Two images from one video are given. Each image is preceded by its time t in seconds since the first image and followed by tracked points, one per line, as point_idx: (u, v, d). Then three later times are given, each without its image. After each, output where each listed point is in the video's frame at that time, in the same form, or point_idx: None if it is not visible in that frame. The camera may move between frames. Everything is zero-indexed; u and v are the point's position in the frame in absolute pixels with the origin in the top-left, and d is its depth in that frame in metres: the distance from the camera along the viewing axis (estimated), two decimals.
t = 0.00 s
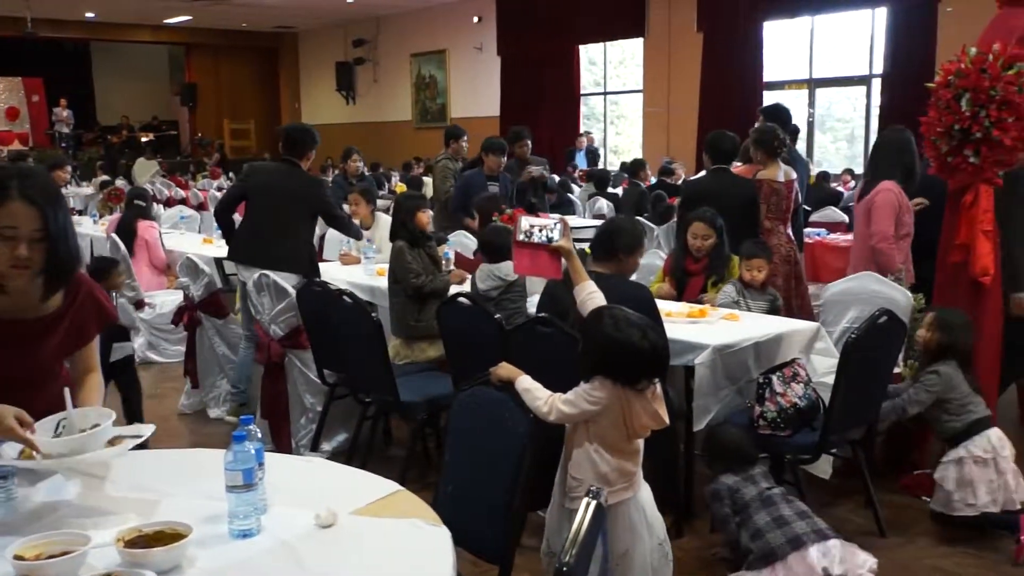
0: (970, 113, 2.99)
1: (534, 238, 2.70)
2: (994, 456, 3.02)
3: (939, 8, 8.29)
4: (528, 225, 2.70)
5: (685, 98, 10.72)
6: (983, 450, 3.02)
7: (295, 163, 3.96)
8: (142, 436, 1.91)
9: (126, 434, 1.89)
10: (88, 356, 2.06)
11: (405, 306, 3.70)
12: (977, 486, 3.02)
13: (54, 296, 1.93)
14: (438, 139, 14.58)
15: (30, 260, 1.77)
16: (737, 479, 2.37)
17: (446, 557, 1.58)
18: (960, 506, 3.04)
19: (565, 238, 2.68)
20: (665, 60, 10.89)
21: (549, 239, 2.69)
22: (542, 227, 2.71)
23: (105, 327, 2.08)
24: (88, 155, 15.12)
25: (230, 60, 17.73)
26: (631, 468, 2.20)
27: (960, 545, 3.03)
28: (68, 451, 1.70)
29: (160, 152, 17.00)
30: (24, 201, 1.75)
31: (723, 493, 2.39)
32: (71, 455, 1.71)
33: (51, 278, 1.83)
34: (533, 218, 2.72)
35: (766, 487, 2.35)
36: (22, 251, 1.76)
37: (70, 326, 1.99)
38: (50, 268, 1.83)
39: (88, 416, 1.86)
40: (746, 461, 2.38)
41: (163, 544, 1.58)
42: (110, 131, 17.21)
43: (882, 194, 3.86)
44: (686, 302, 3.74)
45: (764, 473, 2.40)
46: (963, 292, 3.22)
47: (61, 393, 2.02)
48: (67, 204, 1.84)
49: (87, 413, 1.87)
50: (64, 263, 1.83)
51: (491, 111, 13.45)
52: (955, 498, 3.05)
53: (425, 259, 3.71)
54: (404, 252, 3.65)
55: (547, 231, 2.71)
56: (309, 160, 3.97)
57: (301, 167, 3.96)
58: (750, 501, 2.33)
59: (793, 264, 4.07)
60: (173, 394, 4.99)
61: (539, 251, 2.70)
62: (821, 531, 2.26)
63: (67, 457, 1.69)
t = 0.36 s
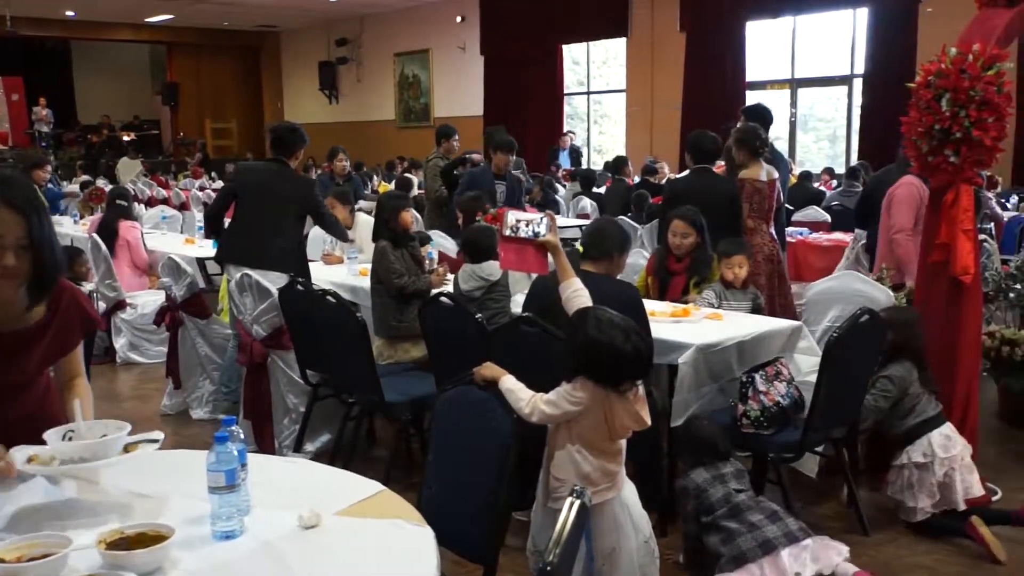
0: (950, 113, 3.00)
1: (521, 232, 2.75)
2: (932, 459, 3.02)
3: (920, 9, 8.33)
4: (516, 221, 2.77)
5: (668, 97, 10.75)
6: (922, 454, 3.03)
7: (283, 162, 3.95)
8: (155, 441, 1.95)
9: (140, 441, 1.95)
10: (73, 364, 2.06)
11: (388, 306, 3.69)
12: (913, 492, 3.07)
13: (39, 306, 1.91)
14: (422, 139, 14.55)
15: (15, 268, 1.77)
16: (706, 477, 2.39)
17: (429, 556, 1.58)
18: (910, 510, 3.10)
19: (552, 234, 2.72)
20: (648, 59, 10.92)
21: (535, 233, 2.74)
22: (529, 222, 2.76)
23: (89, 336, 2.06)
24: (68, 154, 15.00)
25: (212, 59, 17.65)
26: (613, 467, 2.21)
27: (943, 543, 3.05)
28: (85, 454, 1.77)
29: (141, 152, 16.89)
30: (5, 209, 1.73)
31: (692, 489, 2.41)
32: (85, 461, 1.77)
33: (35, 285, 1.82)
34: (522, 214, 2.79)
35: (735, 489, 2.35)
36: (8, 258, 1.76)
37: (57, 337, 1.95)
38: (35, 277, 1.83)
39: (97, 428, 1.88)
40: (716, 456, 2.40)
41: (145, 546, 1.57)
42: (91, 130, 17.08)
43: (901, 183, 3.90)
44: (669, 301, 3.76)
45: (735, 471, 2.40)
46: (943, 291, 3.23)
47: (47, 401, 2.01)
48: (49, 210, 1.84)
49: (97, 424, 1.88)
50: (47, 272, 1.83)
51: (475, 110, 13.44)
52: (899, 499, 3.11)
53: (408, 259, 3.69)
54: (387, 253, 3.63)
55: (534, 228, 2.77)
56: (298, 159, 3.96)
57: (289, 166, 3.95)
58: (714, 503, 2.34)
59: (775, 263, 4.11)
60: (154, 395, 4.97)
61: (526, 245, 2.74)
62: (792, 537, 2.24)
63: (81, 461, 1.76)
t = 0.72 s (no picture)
0: (939, 113, 3.01)
1: (508, 235, 2.81)
2: (928, 461, 3.00)
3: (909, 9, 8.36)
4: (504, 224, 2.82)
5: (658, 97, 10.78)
6: (919, 457, 3.01)
7: (260, 161, 3.93)
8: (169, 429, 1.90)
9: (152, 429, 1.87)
10: (70, 362, 2.06)
11: (377, 308, 3.69)
12: (922, 494, 3.02)
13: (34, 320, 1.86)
14: (412, 138, 14.54)
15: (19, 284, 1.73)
16: (692, 471, 2.39)
17: (418, 557, 1.58)
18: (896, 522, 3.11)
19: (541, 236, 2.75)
20: (637, 59, 10.95)
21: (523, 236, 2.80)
22: (517, 225, 2.82)
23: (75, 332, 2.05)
24: (56, 153, 14.94)
25: (201, 59, 17.62)
26: (602, 468, 2.20)
27: (932, 542, 3.06)
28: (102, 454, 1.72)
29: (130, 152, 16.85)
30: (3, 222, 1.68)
31: (675, 481, 2.41)
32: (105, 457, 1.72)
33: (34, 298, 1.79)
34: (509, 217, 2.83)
35: (718, 487, 2.36)
36: (15, 275, 1.72)
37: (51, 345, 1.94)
38: (33, 290, 1.78)
39: (110, 419, 1.86)
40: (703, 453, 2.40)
41: (135, 547, 1.56)
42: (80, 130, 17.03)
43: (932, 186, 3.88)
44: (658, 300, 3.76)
45: (721, 469, 2.40)
46: (931, 291, 3.24)
47: (39, 405, 1.98)
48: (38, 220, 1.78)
49: (107, 418, 1.86)
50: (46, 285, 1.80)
51: (465, 109, 13.44)
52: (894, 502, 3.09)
53: (397, 260, 3.69)
54: (375, 253, 3.63)
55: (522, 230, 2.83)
56: (276, 157, 3.93)
57: (267, 164, 3.93)
58: (696, 499, 2.35)
59: (766, 263, 4.11)
60: (143, 396, 4.95)
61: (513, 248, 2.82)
62: (767, 539, 2.26)
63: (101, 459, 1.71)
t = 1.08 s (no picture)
0: (923, 113, 3.03)
1: (491, 250, 2.69)
2: (899, 457, 3.02)
3: (894, 8, 8.39)
4: (486, 238, 2.71)
5: (645, 96, 10.80)
6: (888, 453, 3.02)
7: (225, 159, 3.92)
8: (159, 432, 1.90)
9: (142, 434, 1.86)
10: (55, 365, 2.03)
11: (363, 308, 3.69)
12: (900, 490, 3.04)
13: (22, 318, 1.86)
14: (398, 138, 14.52)
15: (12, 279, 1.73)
16: (675, 468, 2.38)
17: (407, 557, 1.58)
18: (896, 522, 3.09)
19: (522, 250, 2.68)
20: (624, 60, 10.97)
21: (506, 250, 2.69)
22: (499, 240, 2.72)
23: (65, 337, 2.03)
24: (40, 153, 14.84)
25: (186, 59, 17.55)
26: (587, 470, 2.20)
27: (917, 540, 3.08)
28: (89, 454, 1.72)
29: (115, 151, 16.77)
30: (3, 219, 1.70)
31: (658, 478, 2.40)
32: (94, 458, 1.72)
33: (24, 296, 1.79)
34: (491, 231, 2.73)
35: (702, 484, 2.37)
36: (7, 270, 1.72)
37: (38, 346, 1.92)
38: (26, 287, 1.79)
39: (99, 422, 1.86)
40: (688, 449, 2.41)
41: (120, 549, 1.56)
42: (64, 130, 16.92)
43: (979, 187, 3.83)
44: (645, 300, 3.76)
45: (704, 466, 2.42)
46: (917, 290, 3.24)
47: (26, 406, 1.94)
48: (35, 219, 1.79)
49: (99, 420, 1.87)
50: (41, 282, 1.79)
51: (452, 109, 13.43)
52: (876, 504, 3.07)
53: (382, 260, 3.68)
54: (360, 253, 3.63)
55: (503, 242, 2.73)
56: (241, 154, 3.93)
57: (232, 162, 3.92)
58: (680, 496, 2.35)
59: (752, 262, 4.12)
60: (129, 396, 4.93)
61: (494, 262, 2.70)
62: (748, 539, 2.33)
63: (90, 460, 1.71)
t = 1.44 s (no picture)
0: (913, 113, 3.04)
1: (480, 284, 2.72)
2: (863, 452, 3.07)
3: (883, 10, 8.42)
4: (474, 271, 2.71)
5: (635, 96, 10.82)
6: (853, 448, 3.07)
7: (202, 159, 3.93)
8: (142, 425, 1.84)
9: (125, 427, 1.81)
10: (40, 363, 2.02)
11: (354, 308, 3.69)
12: (860, 486, 3.08)
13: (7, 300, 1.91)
14: (389, 138, 14.51)
15: None
16: (672, 468, 2.37)
17: (399, 556, 1.58)
18: (860, 516, 3.12)
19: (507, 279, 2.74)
20: (615, 61, 10.99)
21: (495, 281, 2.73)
22: (486, 272, 2.73)
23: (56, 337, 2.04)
24: (29, 153, 14.78)
25: (176, 58, 17.49)
26: (578, 472, 2.20)
27: (906, 538, 3.10)
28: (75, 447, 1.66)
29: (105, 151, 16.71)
30: None
31: (653, 475, 2.39)
32: (80, 451, 1.66)
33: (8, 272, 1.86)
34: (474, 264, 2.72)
35: (695, 487, 2.36)
36: None
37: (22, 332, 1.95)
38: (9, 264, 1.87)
39: (81, 414, 1.81)
40: (685, 449, 2.40)
41: (111, 550, 1.55)
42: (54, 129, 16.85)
43: None
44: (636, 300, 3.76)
45: (702, 467, 2.39)
46: (906, 289, 3.25)
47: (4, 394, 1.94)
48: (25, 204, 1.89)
49: (81, 413, 1.81)
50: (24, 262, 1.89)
51: (442, 110, 13.44)
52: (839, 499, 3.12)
53: (373, 261, 3.68)
54: (350, 254, 3.62)
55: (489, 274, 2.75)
56: (218, 152, 3.94)
57: (209, 160, 3.93)
58: (672, 496, 2.35)
59: (743, 262, 4.14)
60: (119, 397, 4.91)
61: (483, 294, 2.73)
62: (731, 546, 2.28)
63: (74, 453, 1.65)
